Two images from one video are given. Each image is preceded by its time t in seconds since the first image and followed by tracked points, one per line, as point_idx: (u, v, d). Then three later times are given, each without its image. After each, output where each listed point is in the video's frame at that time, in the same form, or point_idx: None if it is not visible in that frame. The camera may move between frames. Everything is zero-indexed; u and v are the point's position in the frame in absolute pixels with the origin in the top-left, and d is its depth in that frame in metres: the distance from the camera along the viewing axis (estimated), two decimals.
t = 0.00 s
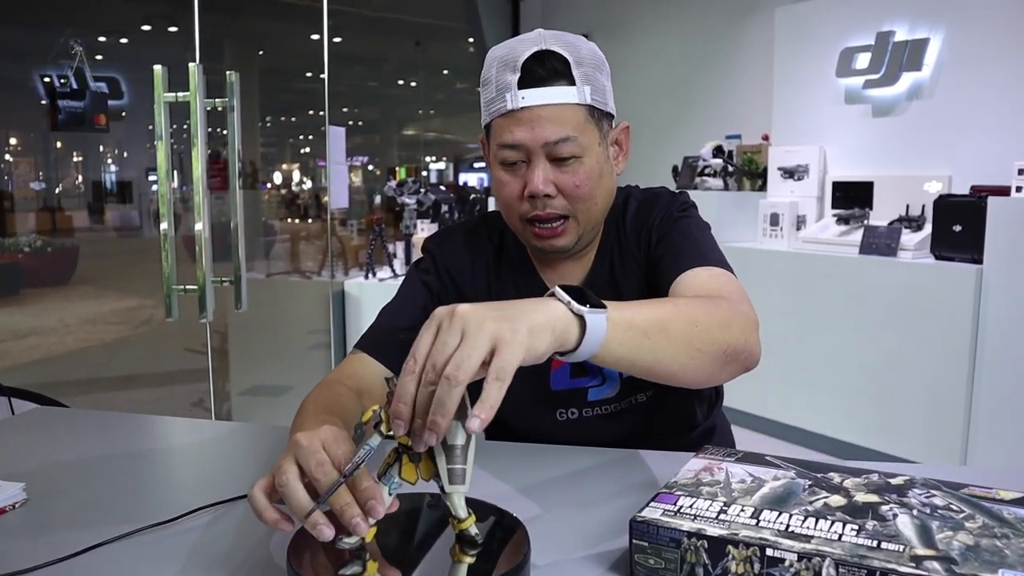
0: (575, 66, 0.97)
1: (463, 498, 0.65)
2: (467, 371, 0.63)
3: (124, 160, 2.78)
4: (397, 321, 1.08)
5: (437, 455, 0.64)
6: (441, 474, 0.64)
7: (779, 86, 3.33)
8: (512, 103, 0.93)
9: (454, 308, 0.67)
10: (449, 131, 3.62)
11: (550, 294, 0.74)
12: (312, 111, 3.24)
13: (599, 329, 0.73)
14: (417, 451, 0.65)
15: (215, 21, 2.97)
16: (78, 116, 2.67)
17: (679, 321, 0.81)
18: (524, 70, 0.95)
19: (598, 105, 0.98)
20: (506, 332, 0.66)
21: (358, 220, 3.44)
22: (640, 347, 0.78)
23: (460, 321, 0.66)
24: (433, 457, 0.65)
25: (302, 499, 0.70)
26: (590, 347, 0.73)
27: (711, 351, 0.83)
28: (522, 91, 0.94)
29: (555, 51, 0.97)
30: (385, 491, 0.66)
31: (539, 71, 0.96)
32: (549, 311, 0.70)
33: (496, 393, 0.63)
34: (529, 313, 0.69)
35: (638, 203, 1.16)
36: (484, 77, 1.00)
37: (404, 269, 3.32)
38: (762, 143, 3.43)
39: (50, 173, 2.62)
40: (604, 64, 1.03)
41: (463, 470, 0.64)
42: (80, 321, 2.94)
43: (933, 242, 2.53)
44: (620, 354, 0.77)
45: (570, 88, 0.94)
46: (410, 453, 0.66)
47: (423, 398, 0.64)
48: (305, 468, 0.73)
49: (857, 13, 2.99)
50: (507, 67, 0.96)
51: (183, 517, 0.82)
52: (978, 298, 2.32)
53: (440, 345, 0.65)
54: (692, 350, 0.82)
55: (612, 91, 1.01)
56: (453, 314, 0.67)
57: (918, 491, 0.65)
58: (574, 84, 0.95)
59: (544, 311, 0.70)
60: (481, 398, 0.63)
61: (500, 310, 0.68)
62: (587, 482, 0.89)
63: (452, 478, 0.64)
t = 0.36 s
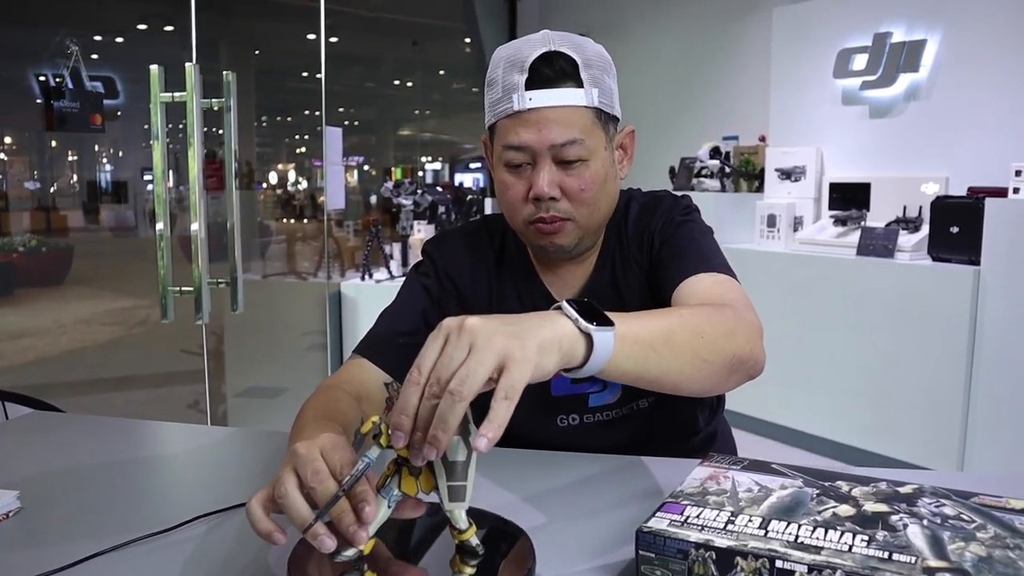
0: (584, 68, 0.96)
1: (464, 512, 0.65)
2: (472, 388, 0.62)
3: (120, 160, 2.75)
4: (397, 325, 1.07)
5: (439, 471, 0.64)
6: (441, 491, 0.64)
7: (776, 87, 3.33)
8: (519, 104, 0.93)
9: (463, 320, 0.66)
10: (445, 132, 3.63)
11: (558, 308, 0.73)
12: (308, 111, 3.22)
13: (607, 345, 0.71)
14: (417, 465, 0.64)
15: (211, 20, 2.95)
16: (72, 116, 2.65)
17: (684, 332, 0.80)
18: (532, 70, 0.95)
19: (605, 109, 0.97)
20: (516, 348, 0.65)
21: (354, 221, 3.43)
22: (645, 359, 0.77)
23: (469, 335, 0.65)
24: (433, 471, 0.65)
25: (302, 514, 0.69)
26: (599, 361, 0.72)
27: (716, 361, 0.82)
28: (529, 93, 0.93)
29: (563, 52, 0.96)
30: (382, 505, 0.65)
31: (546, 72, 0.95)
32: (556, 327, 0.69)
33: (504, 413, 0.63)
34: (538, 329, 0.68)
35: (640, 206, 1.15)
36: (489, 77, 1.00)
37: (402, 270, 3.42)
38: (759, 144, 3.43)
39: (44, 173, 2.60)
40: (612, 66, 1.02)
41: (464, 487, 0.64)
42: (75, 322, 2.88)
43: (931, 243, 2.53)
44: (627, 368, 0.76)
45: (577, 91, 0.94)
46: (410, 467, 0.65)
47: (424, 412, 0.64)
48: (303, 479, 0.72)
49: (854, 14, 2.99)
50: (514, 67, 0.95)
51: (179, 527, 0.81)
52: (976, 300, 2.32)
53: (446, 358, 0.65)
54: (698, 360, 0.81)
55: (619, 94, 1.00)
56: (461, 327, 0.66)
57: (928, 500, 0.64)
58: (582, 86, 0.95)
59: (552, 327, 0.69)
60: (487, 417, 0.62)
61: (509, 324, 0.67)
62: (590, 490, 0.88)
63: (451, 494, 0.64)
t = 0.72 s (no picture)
0: (592, 66, 0.96)
1: (462, 510, 0.65)
2: (468, 387, 0.61)
3: (117, 162, 2.73)
4: (399, 325, 1.06)
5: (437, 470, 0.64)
6: (441, 488, 0.64)
7: (775, 90, 3.33)
8: (527, 101, 0.92)
9: (461, 319, 0.66)
10: (444, 135, 3.63)
11: (557, 308, 0.72)
12: (306, 113, 3.19)
13: (605, 346, 0.70)
14: (416, 464, 0.64)
15: (210, 22, 2.95)
16: (70, 118, 2.65)
17: (685, 332, 0.80)
18: (540, 67, 0.94)
19: (613, 108, 0.97)
20: (514, 348, 0.64)
21: (353, 223, 3.40)
22: (645, 359, 0.76)
23: (467, 334, 0.64)
24: (431, 469, 0.65)
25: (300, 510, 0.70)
26: (596, 361, 0.71)
27: (717, 361, 0.81)
28: (537, 90, 0.93)
29: (572, 49, 0.96)
30: (382, 505, 0.64)
31: (555, 69, 0.95)
32: (554, 327, 0.69)
33: (501, 410, 0.62)
34: (535, 329, 0.67)
35: (643, 206, 1.15)
36: (496, 73, 0.99)
37: (401, 273, 3.34)
38: (759, 147, 3.42)
39: (42, 175, 2.60)
40: (619, 65, 1.02)
41: (464, 485, 0.64)
42: (73, 325, 2.91)
43: (931, 246, 2.53)
44: (626, 368, 0.75)
45: (585, 89, 0.93)
46: (409, 467, 0.64)
47: (422, 412, 0.63)
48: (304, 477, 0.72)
49: (854, 16, 2.98)
50: (522, 63, 0.95)
51: (179, 530, 0.80)
52: (976, 302, 2.32)
53: (444, 357, 0.64)
54: (699, 360, 0.80)
55: (625, 93, 0.99)
56: (460, 325, 0.65)
57: (937, 502, 0.64)
58: (589, 85, 0.94)
59: (549, 327, 0.68)
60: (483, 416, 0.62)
61: (508, 323, 0.66)
62: (592, 491, 0.88)
63: (452, 493, 0.63)
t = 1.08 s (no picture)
0: (590, 66, 0.95)
1: (454, 515, 0.64)
2: (463, 384, 0.61)
3: (117, 161, 2.70)
4: (396, 324, 1.06)
5: (430, 472, 0.63)
6: (433, 491, 0.63)
7: (774, 90, 3.33)
8: (524, 101, 0.92)
9: (454, 320, 0.66)
10: (443, 134, 3.62)
11: (550, 310, 0.72)
12: (305, 112, 3.17)
13: (599, 347, 0.70)
14: (408, 468, 0.63)
15: (209, 21, 2.95)
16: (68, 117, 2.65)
17: (680, 333, 0.79)
18: (537, 67, 0.94)
19: (610, 108, 0.97)
20: (507, 349, 0.65)
21: (352, 222, 3.40)
22: (639, 361, 0.76)
23: (460, 335, 0.64)
24: (424, 472, 0.64)
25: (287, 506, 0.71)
26: (590, 364, 0.71)
27: (712, 362, 0.81)
28: (535, 90, 0.92)
29: (570, 50, 0.96)
30: (373, 510, 0.63)
31: (552, 69, 0.95)
32: (547, 330, 0.68)
33: (496, 409, 0.61)
34: (528, 332, 0.67)
35: (639, 205, 1.14)
36: (493, 72, 0.99)
37: (400, 272, 3.30)
38: (758, 147, 3.42)
39: (41, 174, 2.62)
40: (616, 64, 1.01)
41: (456, 490, 0.63)
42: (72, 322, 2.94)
43: (930, 246, 2.52)
44: (620, 371, 0.75)
45: (583, 89, 0.93)
46: (400, 470, 0.63)
47: (414, 412, 0.62)
48: (294, 474, 0.74)
49: (854, 14, 2.98)
50: (519, 63, 0.95)
51: (176, 530, 0.80)
52: (976, 302, 2.31)
53: (438, 356, 0.63)
54: (693, 361, 0.80)
55: (622, 93, 0.99)
56: (453, 326, 0.65)
57: (935, 503, 0.63)
58: (587, 84, 0.94)
59: (541, 330, 0.68)
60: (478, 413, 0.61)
61: (500, 325, 0.66)
62: (590, 492, 0.88)
63: (445, 498, 0.63)
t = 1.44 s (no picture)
0: (583, 68, 0.96)
1: (452, 516, 0.64)
2: (460, 391, 0.61)
3: (116, 164, 2.72)
4: (392, 326, 1.06)
5: (427, 473, 0.63)
6: (430, 492, 0.63)
7: (772, 92, 3.33)
8: (518, 102, 0.92)
9: (456, 324, 0.66)
10: (442, 137, 3.62)
11: (545, 314, 0.72)
12: (305, 114, 3.20)
13: (594, 355, 0.70)
14: (405, 468, 0.63)
15: (208, 23, 2.95)
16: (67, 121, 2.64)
17: (674, 335, 0.80)
18: (532, 68, 0.94)
19: (604, 109, 0.97)
20: (506, 357, 0.65)
21: (352, 224, 3.41)
22: (634, 364, 0.76)
23: (462, 340, 0.65)
24: (421, 473, 0.63)
25: (279, 495, 0.73)
26: (586, 369, 0.71)
27: (707, 364, 0.81)
28: (529, 91, 0.93)
29: (563, 51, 0.96)
30: (370, 510, 0.62)
31: (547, 70, 0.95)
32: (544, 336, 0.69)
33: (492, 418, 0.62)
34: (526, 337, 0.67)
35: (634, 205, 1.14)
36: (488, 74, 0.99)
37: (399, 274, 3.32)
38: (755, 149, 3.43)
39: (40, 176, 2.61)
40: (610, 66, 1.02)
41: (454, 489, 0.63)
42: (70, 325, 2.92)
43: (928, 248, 2.53)
44: (615, 374, 0.75)
45: (577, 90, 0.93)
46: (398, 470, 0.63)
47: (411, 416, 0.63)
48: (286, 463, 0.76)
49: (854, 16, 2.98)
50: (514, 65, 0.95)
51: (172, 530, 0.80)
52: (973, 304, 2.32)
53: (438, 361, 0.64)
54: (689, 363, 0.80)
55: (617, 94, 0.99)
56: (455, 331, 0.65)
57: (927, 502, 0.64)
58: (582, 86, 0.94)
59: (540, 336, 0.68)
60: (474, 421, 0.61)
61: (500, 330, 0.67)
62: (586, 491, 0.88)
63: (442, 497, 0.63)
